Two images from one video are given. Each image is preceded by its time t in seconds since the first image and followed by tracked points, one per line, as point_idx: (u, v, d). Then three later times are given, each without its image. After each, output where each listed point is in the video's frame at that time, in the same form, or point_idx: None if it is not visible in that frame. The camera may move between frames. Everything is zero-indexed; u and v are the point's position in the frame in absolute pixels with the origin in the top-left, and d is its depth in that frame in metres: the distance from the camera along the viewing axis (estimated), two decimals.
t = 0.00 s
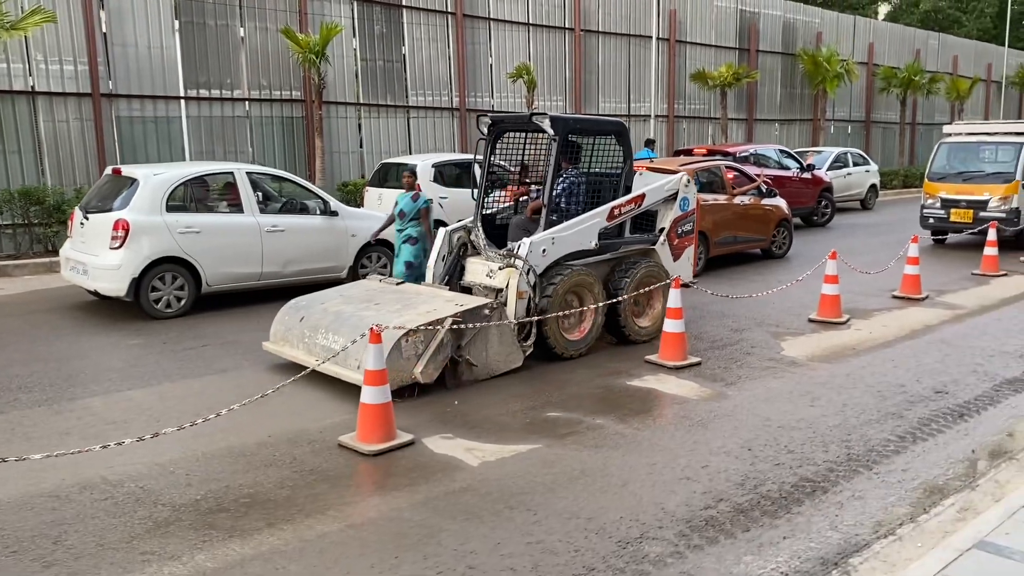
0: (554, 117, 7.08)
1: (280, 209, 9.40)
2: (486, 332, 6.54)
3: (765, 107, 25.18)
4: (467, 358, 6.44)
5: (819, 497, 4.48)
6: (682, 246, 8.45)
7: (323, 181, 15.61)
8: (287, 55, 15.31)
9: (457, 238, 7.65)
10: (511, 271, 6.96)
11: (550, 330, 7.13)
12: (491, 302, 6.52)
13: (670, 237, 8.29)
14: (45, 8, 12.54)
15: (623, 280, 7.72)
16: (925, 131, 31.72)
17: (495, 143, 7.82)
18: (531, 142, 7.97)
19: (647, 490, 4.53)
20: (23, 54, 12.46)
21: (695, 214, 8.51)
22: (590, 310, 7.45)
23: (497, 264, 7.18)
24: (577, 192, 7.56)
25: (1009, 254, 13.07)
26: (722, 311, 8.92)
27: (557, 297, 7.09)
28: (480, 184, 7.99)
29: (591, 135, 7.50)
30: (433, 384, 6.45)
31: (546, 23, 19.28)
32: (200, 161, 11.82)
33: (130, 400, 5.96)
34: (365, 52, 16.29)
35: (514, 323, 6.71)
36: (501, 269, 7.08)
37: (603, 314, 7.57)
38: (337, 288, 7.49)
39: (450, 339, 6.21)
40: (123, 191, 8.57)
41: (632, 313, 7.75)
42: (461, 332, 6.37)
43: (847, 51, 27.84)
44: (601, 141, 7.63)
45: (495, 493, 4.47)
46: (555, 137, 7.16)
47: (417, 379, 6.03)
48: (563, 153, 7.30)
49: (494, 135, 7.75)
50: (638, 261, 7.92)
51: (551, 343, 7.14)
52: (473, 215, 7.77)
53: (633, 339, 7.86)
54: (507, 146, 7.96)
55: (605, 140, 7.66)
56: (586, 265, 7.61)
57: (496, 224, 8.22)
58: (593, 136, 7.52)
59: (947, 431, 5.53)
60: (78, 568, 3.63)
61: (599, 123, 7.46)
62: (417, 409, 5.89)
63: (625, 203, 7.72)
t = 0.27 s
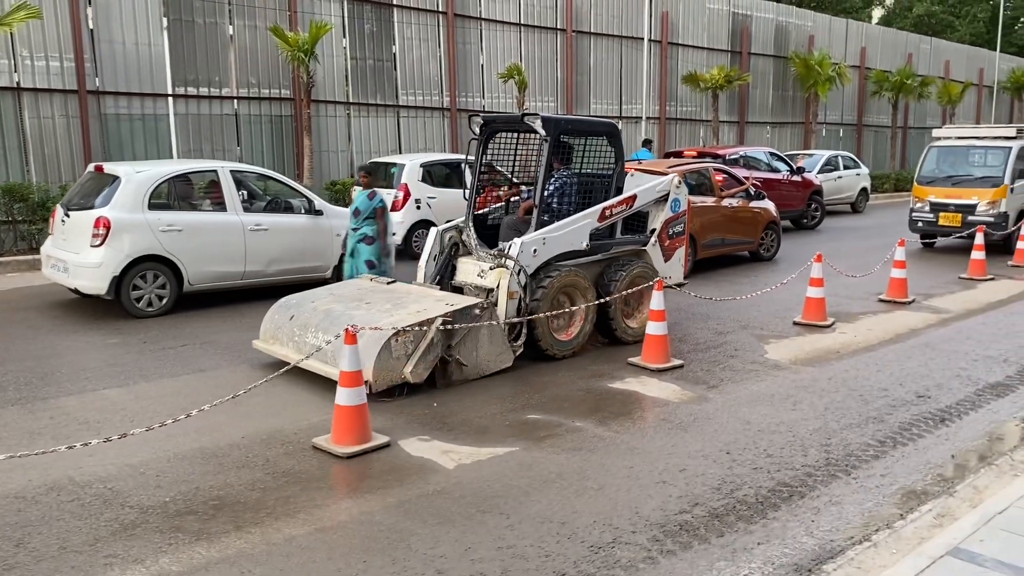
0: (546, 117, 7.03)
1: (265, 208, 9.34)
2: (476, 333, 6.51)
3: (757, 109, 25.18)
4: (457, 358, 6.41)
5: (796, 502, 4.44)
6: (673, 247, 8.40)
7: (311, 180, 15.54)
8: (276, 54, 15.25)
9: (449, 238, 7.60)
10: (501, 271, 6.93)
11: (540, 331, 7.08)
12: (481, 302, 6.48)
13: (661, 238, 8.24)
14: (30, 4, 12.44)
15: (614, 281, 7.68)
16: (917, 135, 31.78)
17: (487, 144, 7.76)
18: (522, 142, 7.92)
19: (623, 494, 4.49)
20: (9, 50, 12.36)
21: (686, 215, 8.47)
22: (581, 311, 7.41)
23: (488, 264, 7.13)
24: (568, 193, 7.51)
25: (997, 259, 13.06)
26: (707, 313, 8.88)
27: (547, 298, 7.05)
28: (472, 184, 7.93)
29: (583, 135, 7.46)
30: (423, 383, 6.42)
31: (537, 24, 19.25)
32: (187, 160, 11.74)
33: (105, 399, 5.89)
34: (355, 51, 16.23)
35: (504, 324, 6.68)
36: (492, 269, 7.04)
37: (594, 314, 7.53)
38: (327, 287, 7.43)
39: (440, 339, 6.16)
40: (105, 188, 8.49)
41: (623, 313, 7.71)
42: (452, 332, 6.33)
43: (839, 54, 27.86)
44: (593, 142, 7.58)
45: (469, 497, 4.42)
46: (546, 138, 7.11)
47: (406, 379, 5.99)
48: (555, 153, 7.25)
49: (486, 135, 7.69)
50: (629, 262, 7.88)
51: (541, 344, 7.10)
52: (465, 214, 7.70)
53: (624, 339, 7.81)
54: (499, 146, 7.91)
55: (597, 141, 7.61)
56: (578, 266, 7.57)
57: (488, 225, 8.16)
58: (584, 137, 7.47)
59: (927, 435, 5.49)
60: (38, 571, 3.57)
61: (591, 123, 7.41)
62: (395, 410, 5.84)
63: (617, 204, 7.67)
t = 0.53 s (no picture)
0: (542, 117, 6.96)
1: (256, 207, 9.27)
2: (471, 332, 6.43)
3: (754, 112, 25.13)
4: (451, 358, 6.33)
5: (784, 509, 4.36)
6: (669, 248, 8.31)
7: (305, 180, 15.46)
8: (271, 53, 15.18)
9: (444, 238, 7.52)
10: (497, 271, 6.85)
11: (535, 332, 7.01)
12: (476, 301, 6.39)
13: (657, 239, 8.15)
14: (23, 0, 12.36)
15: (610, 282, 7.60)
16: (915, 139, 31.75)
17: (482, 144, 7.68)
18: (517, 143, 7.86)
19: (608, 500, 4.41)
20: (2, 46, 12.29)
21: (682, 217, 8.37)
22: (577, 312, 7.34)
23: (483, 264, 7.06)
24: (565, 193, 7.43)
25: (994, 263, 13.00)
26: (700, 316, 8.81)
27: (543, 299, 6.98)
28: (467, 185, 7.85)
29: (579, 136, 7.40)
30: (416, 384, 6.34)
31: (535, 25, 19.18)
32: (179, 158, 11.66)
33: (86, 400, 5.81)
34: (351, 51, 16.17)
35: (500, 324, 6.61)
36: (487, 269, 6.96)
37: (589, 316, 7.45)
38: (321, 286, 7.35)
39: (434, 339, 6.08)
40: (94, 186, 8.40)
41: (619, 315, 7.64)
42: (446, 332, 6.25)
43: (838, 58, 27.82)
44: (589, 142, 7.52)
45: (451, 502, 4.34)
46: (543, 138, 7.04)
47: (399, 379, 5.91)
48: (551, 154, 7.18)
49: (482, 136, 7.61)
50: (626, 263, 7.81)
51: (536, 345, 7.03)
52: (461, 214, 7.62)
53: (620, 341, 7.75)
54: (494, 147, 7.83)
55: (594, 141, 7.55)
56: (574, 267, 7.49)
57: (483, 226, 8.08)
58: (580, 138, 7.41)
59: (919, 441, 5.42)
60: None
61: (588, 124, 7.35)
62: (381, 413, 5.76)
63: (613, 205, 7.59)
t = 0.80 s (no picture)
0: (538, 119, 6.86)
1: (249, 210, 9.18)
2: (464, 337, 6.31)
3: (756, 116, 25.01)
4: (444, 364, 6.22)
5: (780, 522, 4.25)
6: (667, 252, 8.16)
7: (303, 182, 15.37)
8: (269, 55, 15.08)
9: (439, 241, 7.40)
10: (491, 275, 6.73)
11: (530, 336, 6.90)
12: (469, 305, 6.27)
13: (655, 244, 8.01)
14: None
15: (607, 286, 7.49)
16: (918, 143, 31.62)
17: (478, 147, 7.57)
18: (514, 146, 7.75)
19: (598, 513, 4.30)
20: None
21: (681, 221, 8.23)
22: (573, 316, 7.23)
23: (478, 268, 6.93)
24: (562, 197, 7.32)
25: (996, 269, 12.87)
26: (698, 322, 8.69)
27: (538, 303, 6.86)
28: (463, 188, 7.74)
29: (576, 139, 7.29)
30: (408, 389, 6.23)
31: (536, 27, 19.08)
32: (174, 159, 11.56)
33: (70, 405, 5.71)
34: (350, 52, 16.08)
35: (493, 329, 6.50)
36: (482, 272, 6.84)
37: (585, 320, 7.34)
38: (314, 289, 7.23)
39: (426, 344, 5.97)
40: (85, 187, 8.31)
41: (616, 319, 7.53)
42: (439, 337, 6.13)
43: (840, 62, 27.70)
44: (586, 145, 7.41)
45: (437, 513, 4.23)
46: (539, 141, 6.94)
47: (389, 384, 5.80)
48: (548, 157, 7.07)
49: (478, 138, 7.51)
50: (623, 267, 7.70)
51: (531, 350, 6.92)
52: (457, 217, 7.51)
53: (618, 346, 7.63)
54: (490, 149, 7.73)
55: (591, 144, 7.44)
56: (571, 271, 7.37)
57: (480, 229, 7.97)
58: (577, 140, 7.30)
59: (919, 452, 5.30)
60: None
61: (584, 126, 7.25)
62: (370, 420, 5.65)
63: (611, 208, 7.47)
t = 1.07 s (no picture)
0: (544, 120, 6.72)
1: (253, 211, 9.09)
2: (467, 343, 6.19)
3: (768, 115, 24.79)
4: (446, 370, 6.10)
5: (790, 537, 4.10)
6: (677, 255, 8.02)
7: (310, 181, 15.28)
8: (276, 54, 15.00)
9: (443, 243, 7.28)
10: (496, 279, 6.60)
11: (536, 341, 6.76)
12: (473, 310, 6.15)
13: (664, 246, 7.86)
14: None
15: (614, 290, 7.35)
16: (932, 143, 31.30)
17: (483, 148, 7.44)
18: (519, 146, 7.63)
19: (603, 526, 4.17)
20: (3, 45, 12.17)
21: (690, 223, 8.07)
22: (579, 321, 7.09)
23: (482, 272, 6.81)
24: (568, 198, 7.18)
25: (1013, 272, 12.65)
26: (708, 326, 8.53)
27: (543, 308, 6.73)
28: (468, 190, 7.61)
29: (583, 140, 7.15)
30: (410, 396, 6.11)
31: (545, 26, 18.94)
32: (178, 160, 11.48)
33: (67, 410, 5.61)
34: (357, 51, 15.98)
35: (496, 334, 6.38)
36: (486, 276, 6.71)
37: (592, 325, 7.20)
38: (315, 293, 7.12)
39: (428, 350, 5.85)
40: (87, 187, 8.23)
41: (623, 324, 7.39)
42: (441, 342, 6.01)
43: (853, 61, 27.44)
44: (593, 146, 7.27)
45: (437, 526, 4.10)
46: (545, 142, 6.80)
47: (390, 392, 5.69)
48: (553, 158, 6.93)
49: (483, 138, 7.38)
50: (631, 271, 7.55)
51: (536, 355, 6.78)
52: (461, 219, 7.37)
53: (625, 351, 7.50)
54: (495, 150, 7.60)
55: (598, 145, 7.30)
56: (577, 274, 7.23)
57: (485, 230, 7.85)
58: (584, 141, 7.16)
59: (935, 463, 5.14)
60: None
61: (591, 127, 7.10)
62: (370, 427, 5.53)
63: (618, 210, 7.32)
